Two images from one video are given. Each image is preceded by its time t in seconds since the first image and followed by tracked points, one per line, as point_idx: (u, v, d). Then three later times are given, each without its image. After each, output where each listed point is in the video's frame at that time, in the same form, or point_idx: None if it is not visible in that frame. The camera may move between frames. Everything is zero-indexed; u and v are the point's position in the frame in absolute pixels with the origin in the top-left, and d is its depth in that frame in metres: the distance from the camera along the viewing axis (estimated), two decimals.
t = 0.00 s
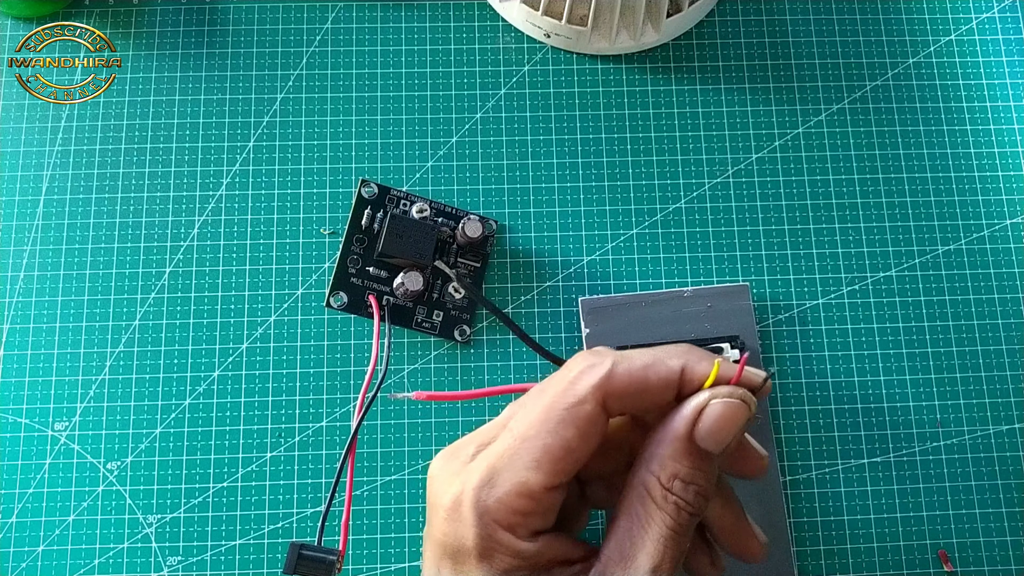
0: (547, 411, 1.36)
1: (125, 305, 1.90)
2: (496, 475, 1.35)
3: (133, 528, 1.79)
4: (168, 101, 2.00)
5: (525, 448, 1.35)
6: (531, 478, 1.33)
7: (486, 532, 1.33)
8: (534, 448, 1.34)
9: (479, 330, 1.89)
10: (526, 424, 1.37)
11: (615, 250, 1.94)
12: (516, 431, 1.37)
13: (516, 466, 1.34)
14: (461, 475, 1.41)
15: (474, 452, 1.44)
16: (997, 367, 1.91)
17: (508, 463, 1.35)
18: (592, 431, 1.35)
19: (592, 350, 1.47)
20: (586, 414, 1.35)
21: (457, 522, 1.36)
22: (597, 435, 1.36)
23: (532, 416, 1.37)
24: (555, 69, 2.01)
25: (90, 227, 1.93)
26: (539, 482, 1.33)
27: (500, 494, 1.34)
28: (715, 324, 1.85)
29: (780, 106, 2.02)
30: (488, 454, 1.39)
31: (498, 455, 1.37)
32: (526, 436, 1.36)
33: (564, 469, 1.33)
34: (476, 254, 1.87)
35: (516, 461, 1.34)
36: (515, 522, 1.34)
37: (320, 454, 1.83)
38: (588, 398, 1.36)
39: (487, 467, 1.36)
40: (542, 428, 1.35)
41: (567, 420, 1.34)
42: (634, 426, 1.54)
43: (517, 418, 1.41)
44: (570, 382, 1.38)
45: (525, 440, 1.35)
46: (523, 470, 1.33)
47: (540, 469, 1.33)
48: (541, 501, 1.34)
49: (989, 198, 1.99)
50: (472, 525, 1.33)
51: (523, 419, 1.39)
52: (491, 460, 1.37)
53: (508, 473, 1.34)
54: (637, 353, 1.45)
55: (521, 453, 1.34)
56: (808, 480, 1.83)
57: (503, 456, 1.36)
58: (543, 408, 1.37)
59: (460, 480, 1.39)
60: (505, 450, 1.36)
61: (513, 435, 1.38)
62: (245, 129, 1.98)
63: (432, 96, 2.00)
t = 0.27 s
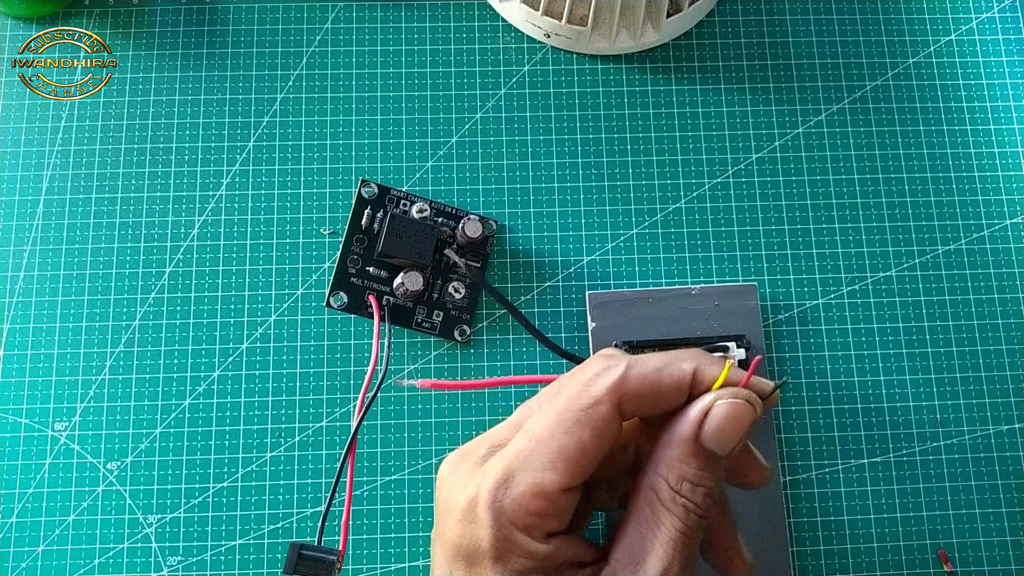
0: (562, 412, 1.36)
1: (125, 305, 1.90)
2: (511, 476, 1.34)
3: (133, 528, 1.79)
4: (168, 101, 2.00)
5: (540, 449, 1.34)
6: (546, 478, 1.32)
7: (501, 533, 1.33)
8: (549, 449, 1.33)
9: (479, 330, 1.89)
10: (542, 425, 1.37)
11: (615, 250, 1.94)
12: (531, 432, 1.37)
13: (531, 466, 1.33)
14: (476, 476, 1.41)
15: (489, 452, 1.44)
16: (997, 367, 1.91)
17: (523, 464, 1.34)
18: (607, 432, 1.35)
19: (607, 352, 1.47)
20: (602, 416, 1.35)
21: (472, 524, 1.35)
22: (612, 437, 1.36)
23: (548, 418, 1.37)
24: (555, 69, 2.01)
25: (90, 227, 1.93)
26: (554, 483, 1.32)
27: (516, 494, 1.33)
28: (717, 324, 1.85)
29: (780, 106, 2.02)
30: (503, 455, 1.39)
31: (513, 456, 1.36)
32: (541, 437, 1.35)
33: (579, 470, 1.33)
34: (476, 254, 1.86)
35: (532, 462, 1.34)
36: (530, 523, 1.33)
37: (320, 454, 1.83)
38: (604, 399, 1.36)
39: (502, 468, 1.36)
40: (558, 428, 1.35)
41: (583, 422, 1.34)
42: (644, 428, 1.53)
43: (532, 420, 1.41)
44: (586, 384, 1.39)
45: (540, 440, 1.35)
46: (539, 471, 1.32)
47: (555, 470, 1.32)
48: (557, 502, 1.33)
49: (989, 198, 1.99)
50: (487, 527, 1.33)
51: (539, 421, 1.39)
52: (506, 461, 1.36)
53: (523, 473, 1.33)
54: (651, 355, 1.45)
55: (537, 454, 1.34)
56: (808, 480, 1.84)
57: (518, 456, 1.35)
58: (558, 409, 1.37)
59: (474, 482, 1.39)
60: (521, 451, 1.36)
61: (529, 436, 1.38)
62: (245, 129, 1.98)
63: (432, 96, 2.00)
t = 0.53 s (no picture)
0: (569, 410, 1.37)
1: (125, 305, 1.90)
2: (519, 475, 1.34)
3: (133, 528, 1.79)
4: (168, 101, 2.00)
5: (548, 448, 1.35)
6: (555, 477, 1.32)
7: (511, 532, 1.33)
8: (556, 447, 1.34)
9: (479, 330, 1.89)
10: (549, 423, 1.38)
11: (615, 250, 1.94)
12: (538, 430, 1.37)
13: (538, 465, 1.34)
14: (483, 476, 1.41)
15: (494, 452, 1.44)
16: (997, 367, 1.91)
17: (531, 463, 1.35)
18: (614, 429, 1.36)
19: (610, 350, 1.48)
20: (608, 414, 1.35)
21: (481, 524, 1.35)
22: (619, 435, 1.37)
23: (555, 416, 1.38)
24: (555, 69, 2.01)
25: (90, 227, 1.93)
26: (563, 482, 1.32)
27: (524, 493, 1.33)
28: (718, 323, 1.85)
29: (780, 106, 2.02)
30: (510, 454, 1.39)
31: (520, 454, 1.37)
32: (549, 436, 1.36)
33: (587, 467, 1.33)
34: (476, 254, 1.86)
35: (540, 460, 1.34)
36: (539, 522, 1.34)
37: (320, 454, 1.83)
38: (610, 397, 1.36)
39: (510, 467, 1.36)
40: (564, 426, 1.36)
41: (590, 420, 1.35)
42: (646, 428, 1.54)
43: (538, 418, 1.41)
44: (592, 382, 1.39)
45: (548, 439, 1.35)
46: (548, 469, 1.33)
47: (563, 468, 1.33)
48: (565, 500, 1.34)
49: (989, 199, 1.99)
50: (497, 527, 1.33)
51: (545, 419, 1.39)
52: (513, 460, 1.37)
53: (531, 472, 1.34)
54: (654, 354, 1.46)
55: (544, 452, 1.35)
56: (808, 480, 1.84)
57: (526, 455, 1.36)
58: (565, 407, 1.38)
59: (481, 482, 1.39)
60: (529, 450, 1.36)
61: (535, 434, 1.38)
62: (245, 129, 1.98)
63: (432, 96, 2.00)
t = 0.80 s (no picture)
0: (557, 414, 1.36)
1: (125, 305, 1.90)
2: (507, 480, 1.34)
3: (133, 528, 1.79)
4: (168, 101, 2.00)
5: (536, 453, 1.34)
6: (543, 484, 1.33)
7: (499, 539, 1.33)
8: (545, 453, 1.34)
9: (479, 330, 1.89)
10: (537, 427, 1.37)
11: (615, 250, 1.94)
12: (527, 434, 1.37)
13: (528, 471, 1.34)
14: (471, 480, 1.40)
15: (481, 456, 1.43)
16: (997, 367, 1.91)
17: (519, 468, 1.35)
18: (603, 434, 1.35)
19: (602, 351, 1.46)
20: (597, 419, 1.35)
21: (468, 530, 1.35)
22: (608, 439, 1.36)
23: (544, 421, 1.37)
24: (555, 69, 2.01)
25: (90, 227, 1.93)
26: (551, 488, 1.33)
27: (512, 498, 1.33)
28: (718, 324, 1.84)
29: (780, 106, 2.02)
30: (497, 459, 1.39)
31: (509, 459, 1.36)
32: (537, 441, 1.35)
33: (575, 473, 1.34)
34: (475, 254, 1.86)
35: (528, 466, 1.34)
36: (527, 527, 1.34)
37: (320, 454, 1.83)
38: (599, 402, 1.35)
39: (498, 472, 1.36)
40: (553, 432, 1.35)
41: (579, 425, 1.34)
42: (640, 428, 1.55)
43: (527, 421, 1.40)
44: (582, 386, 1.37)
45: (536, 444, 1.35)
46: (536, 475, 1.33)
47: (552, 474, 1.33)
48: (553, 505, 1.34)
49: (989, 199, 1.99)
50: (485, 532, 1.33)
51: (533, 423, 1.38)
52: (501, 465, 1.36)
53: (519, 478, 1.34)
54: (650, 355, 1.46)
55: (533, 457, 1.34)
56: (808, 480, 1.84)
57: (514, 460, 1.35)
58: (553, 411, 1.37)
59: (469, 486, 1.39)
60: (517, 456, 1.36)
61: (523, 438, 1.37)
62: (245, 129, 1.98)
63: (432, 96, 2.00)
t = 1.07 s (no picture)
0: (556, 403, 1.37)
1: (125, 305, 1.90)
2: (513, 471, 1.35)
3: (133, 528, 1.79)
4: (168, 101, 2.00)
5: (539, 444, 1.35)
6: (548, 474, 1.32)
7: (508, 532, 1.32)
8: (548, 445, 1.34)
9: (479, 330, 1.89)
10: (539, 419, 1.38)
11: (615, 250, 1.94)
12: (529, 425, 1.38)
13: (532, 463, 1.34)
14: (477, 475, 1.40)
15: (487, 451, 1.43)
16: (997, 367, 1.91)
17: (523, 460, 1.35)
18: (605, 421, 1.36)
19: (599, 344, 1.48)
20: (598, 405, 1.35)
21: (477, 524, 1.35)
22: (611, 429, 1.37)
23: (546, 412, 1.38)
24: (555, 69, 2.01)
25: (90, 227, 1.93)
26: (556, 478, 1.32)
27: (518, 491, 1.33)
28: (719, 323, 1.84)
29: (780, 106, 2.02)
30: (503, 452, 1.39)
31: (514, 451, 1.37)
32: (540, 432, 1.36)
33: (581, 463, 1.33)
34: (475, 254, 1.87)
35: (533, 456, 1.34)
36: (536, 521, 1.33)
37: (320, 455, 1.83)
38: (597, 389, 1.37)
39: (503, 465, 1.37)
40: (553, 420, 1.36)
41: (580, 414, 1.35)
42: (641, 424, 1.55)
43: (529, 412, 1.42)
44: (579, 374, 1.39)
45: (539, 435, 1.36)
46: (540, 465, 1.33)
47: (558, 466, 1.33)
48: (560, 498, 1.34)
49: (989, 199, 1.99)
50: (493, 526, 1.33)
51: (535, 414, 1.39)
52: (506, 458, 1.37)
53: (525, 469, 1.34)
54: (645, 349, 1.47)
55: (536, 447, 1.35)
56: (808, 481, 1.84)
57: (518, 451, 1.37)
58: (552, 399, 1.38)
59: (476, 480, 1.39)
60: (521, 448, 1.37)
61: (527, 430, 1.38)
62: (245, 130, 1.98)
63: (433, 96, 2.00)
